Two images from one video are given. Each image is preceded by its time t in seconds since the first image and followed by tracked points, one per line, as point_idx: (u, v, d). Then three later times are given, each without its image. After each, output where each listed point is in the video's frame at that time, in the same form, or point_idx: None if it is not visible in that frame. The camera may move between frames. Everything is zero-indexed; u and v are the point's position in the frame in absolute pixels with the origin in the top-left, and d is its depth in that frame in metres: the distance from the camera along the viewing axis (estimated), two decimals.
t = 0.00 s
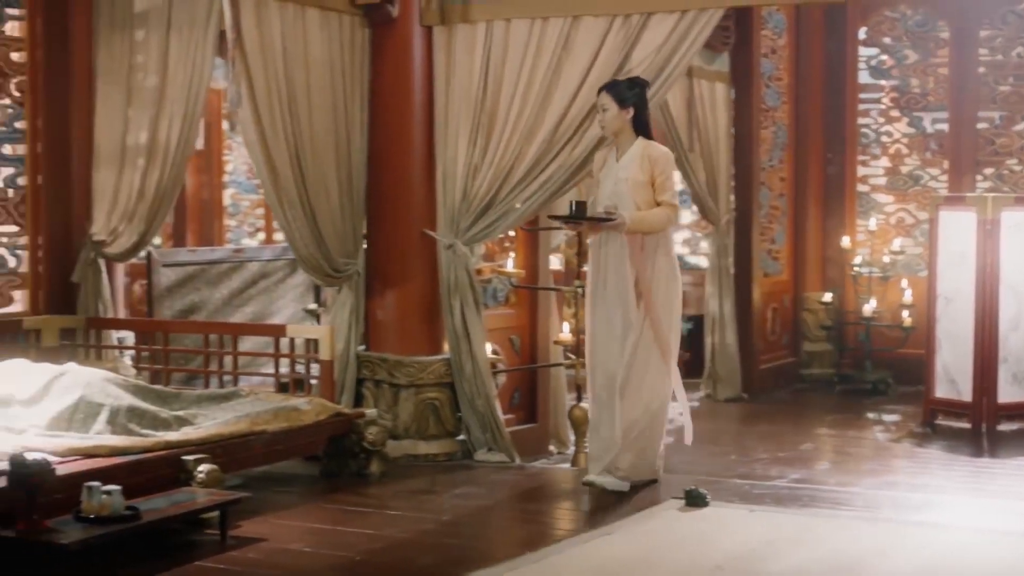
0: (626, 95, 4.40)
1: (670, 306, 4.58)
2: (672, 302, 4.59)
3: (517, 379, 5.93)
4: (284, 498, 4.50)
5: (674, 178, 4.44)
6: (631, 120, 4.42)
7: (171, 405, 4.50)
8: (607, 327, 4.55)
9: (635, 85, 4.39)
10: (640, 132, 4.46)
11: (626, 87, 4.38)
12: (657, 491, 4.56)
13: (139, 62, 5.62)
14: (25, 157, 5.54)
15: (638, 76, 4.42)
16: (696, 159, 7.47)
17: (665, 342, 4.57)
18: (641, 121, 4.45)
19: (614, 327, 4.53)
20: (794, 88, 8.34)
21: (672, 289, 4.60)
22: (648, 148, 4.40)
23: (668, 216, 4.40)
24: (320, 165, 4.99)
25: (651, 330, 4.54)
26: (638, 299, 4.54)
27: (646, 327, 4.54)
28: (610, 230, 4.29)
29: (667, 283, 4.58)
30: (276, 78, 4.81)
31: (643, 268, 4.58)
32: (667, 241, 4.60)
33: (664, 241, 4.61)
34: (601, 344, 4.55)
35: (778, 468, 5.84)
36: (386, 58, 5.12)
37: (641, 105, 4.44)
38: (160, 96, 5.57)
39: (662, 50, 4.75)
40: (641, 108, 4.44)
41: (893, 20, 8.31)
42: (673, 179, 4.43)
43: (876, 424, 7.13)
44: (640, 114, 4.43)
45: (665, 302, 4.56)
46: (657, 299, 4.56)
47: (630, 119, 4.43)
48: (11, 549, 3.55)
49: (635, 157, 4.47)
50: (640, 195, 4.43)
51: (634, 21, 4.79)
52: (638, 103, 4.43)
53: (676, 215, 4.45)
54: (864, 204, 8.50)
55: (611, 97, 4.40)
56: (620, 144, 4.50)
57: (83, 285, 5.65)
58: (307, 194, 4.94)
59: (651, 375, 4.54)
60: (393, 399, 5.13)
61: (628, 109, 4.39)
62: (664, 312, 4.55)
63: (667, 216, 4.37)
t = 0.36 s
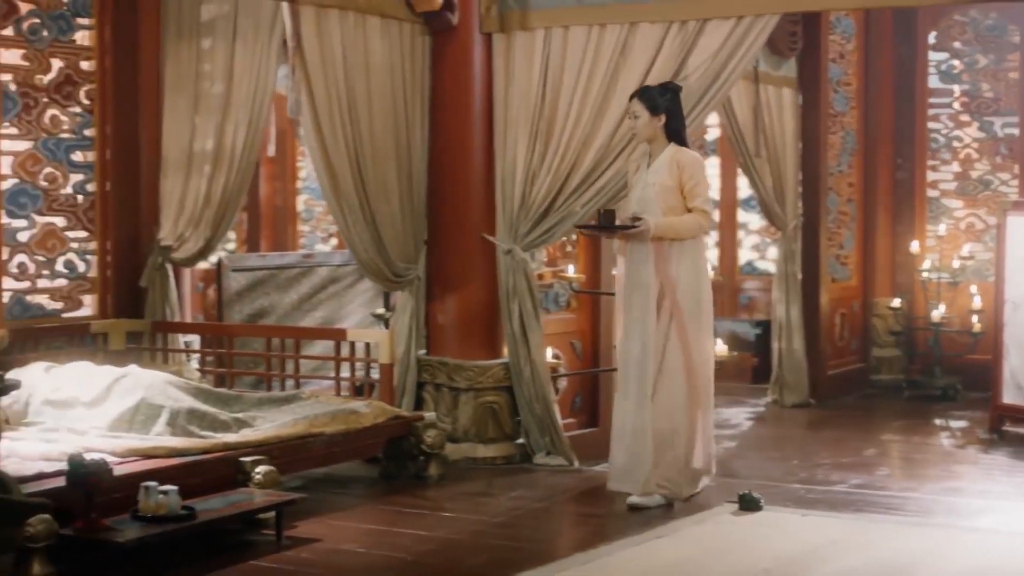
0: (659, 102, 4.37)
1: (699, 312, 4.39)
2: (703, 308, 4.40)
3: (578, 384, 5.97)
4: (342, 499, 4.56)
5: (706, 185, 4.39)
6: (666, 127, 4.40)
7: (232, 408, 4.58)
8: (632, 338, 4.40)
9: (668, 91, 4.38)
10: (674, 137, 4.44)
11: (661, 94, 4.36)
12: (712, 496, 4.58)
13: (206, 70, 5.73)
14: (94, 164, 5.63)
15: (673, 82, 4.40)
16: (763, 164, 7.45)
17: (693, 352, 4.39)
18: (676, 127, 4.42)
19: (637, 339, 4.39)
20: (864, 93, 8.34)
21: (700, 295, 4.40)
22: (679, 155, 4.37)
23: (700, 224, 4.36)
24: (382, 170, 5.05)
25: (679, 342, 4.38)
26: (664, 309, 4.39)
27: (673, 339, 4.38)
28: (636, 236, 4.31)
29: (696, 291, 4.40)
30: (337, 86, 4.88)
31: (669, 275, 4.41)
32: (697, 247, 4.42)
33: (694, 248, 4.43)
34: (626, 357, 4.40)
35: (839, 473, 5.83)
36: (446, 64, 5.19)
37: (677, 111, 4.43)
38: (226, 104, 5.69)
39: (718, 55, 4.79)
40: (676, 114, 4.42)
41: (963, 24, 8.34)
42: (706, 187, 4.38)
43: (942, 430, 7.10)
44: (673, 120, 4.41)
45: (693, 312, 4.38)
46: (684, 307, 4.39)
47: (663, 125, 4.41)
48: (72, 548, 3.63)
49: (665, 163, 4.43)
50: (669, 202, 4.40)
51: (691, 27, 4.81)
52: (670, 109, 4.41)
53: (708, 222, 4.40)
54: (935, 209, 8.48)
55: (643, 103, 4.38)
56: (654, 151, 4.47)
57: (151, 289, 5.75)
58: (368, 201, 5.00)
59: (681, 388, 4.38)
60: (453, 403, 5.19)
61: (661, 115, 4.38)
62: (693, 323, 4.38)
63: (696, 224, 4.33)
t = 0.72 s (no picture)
0: (677, 98, 4.40)
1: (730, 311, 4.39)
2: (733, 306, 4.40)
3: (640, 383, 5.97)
4: (401, 494, 4.61)
5: (729, 181, 4.41)
6: (685, 123, 4.42)
7: (293, 403, 4.65)
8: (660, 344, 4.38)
9: (685, 87, 4.40)
10: (695, 134, 4.46)
11: (678, 90, 4.38)
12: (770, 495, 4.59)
13: (272, 71, 5.79)
14: (162, 164, 5.75)
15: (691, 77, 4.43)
16: (831, 162, 7.56)
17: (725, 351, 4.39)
18: (697, 122, 4.44)
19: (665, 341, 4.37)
20: (933, 91, 8.30)
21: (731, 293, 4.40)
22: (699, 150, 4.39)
23: (719, 221, 4.37)
24: (442, 169, 5.11)
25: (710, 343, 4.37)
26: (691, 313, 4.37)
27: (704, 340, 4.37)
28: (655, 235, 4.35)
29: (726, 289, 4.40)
30: (397, 86, 4.96)
31: (696, 279, 4.41)
32: (722, 248, 4.43)
33: (718, 246, 4.43)
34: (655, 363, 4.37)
35: (902, 472, 5.81)
36: (507, 64, 5.21)
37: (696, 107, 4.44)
38: (291, 104, 5.75)
39: (776, 53, 4.87)
40: (696, 111, 4.44)
41: None
42: (727, 183, 4.40)
43: (1011, 429, 7.05)
44: (693, 117, 4.42)
45: (723, 310, 4.38)
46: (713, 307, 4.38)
47: (682, 121, 4.43)
48: (132, 539, 3.70)
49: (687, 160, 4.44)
50: (691, 199, 4.42)
51: (749, 25, 4.84)
52: (689, 103, 4.42)
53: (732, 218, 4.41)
54: (1006, 207, 8.48)
55: (661, 101, 4.40)
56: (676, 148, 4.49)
57: (218, 287, 5.86)
58: (428, 198, 5.06)
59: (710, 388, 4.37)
60: (513, 400, 5.24)
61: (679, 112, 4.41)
62: (723, 323, 4.37)
63: (715, 218, 4.35)
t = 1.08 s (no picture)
0: (666, 98, 4.26)
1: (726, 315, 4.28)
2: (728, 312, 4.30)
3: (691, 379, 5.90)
4: (447, 488, 4.66)
5: (723, 184, 4.25)
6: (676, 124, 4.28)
7: (340, 397, 4.71)
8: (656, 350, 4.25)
9: (674, 85, 4.26)
10: (688, 134, 4.31)
11: (665, 89, 4.25)
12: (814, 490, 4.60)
13: (324, 70, 5.89)
14: (216, 160, 5.82)
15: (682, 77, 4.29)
16: (884, 159, 7.59)
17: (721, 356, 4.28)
18: (689, 122, 4.29)
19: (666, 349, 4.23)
20: (990, 86, 8.27)
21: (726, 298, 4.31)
22: (692, 153, 4.24)
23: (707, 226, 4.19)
24: (491, 165, 5.14)
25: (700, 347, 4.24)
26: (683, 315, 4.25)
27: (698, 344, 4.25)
28: (646, 242, 4.18)
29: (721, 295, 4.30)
30: (445, 83, 4.98)
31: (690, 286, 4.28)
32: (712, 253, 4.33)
33: (710, 252, 4.35)
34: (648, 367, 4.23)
35: (952, 468, 5.81)
36: (556, 62, 5.28)
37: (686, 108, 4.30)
38: (344, 99, 5.83)
39: (821, 50, 4.85)
40: (687, 112, 4.30)
41: None
42: (719, 184, 4.25)
43: None
44: (684, 117, 4.27)
45: (718, 315, 4.26)
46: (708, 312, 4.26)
47: (673, 122, 4.29)
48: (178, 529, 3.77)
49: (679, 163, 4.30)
50: (683, 202, 4.27)
51: (794, 23, 4.85)
52: (679, 103, 4.28)
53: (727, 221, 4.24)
54: None
55: (649, 102, 4.27)
56: (669, 152, 4.35)
57: (271, 283, 5.94)
58: (476, 195, 5.09)
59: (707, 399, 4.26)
60: (561, 395, 5.29)
61: (670, 111, 4.27)
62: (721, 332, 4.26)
63: (706, 222, 4.17)
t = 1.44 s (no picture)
0: (636, 90, 4.10)
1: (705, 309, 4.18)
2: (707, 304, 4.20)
3: (731, 373, 5.94)
4: (486, 480, 4.71)
5: (701, 174, 4.10)
6: (652, 115, 4.12)
7: (381, 390, 4.76)
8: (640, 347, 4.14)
9: (644, 75, 4.10)
10: (666, 122, 4.16)
11: (636, 79, 4.09)
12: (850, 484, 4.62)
13: (367, 66, 5.91)
14: (261, 156, 5.89)
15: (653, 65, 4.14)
16: (931, 154, 7.55)
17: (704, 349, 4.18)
18: (665, 110, 4.14)
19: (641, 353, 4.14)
20: None
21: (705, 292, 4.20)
22: (670, 144, 4.09)
23: (681, 221, 4.07)
24: (530, 161, 5.17)
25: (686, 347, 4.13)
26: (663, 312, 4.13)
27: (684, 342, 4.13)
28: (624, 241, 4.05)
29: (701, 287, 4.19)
30: (485, 79, 5.02)
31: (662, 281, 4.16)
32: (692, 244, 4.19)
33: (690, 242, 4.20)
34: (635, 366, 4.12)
35: (994, 463, 5.81)
36: (596, 58, 5.29)
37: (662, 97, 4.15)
38: (387, 96, 5.84)
39: (859, 46, 4.84)
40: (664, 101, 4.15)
41: None
42: (698, 175, 4.09)
43: None
44: (659, 105, 4.12)
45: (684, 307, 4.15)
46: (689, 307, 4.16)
47: (648, 115, 4.13)
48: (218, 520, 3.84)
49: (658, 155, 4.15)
50: (663, 195, 4.12)
51: (832, 18, 4.87)
52: (654, 95, 4.12)
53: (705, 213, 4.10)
54: None
55: (622, 96, 4.11)
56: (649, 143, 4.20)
57: (316, 278, 5.98)
58: (516, 189, 5.13)
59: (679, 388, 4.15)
60: (601, 388, 5.28)
61: (644, 104, 4.12)
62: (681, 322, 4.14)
63: (681, 216, 4.05)
